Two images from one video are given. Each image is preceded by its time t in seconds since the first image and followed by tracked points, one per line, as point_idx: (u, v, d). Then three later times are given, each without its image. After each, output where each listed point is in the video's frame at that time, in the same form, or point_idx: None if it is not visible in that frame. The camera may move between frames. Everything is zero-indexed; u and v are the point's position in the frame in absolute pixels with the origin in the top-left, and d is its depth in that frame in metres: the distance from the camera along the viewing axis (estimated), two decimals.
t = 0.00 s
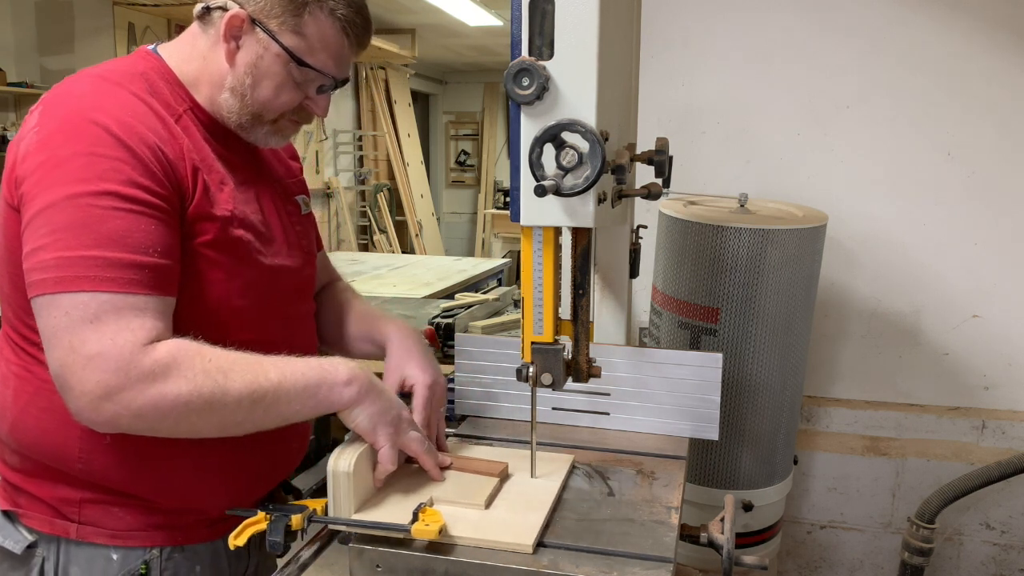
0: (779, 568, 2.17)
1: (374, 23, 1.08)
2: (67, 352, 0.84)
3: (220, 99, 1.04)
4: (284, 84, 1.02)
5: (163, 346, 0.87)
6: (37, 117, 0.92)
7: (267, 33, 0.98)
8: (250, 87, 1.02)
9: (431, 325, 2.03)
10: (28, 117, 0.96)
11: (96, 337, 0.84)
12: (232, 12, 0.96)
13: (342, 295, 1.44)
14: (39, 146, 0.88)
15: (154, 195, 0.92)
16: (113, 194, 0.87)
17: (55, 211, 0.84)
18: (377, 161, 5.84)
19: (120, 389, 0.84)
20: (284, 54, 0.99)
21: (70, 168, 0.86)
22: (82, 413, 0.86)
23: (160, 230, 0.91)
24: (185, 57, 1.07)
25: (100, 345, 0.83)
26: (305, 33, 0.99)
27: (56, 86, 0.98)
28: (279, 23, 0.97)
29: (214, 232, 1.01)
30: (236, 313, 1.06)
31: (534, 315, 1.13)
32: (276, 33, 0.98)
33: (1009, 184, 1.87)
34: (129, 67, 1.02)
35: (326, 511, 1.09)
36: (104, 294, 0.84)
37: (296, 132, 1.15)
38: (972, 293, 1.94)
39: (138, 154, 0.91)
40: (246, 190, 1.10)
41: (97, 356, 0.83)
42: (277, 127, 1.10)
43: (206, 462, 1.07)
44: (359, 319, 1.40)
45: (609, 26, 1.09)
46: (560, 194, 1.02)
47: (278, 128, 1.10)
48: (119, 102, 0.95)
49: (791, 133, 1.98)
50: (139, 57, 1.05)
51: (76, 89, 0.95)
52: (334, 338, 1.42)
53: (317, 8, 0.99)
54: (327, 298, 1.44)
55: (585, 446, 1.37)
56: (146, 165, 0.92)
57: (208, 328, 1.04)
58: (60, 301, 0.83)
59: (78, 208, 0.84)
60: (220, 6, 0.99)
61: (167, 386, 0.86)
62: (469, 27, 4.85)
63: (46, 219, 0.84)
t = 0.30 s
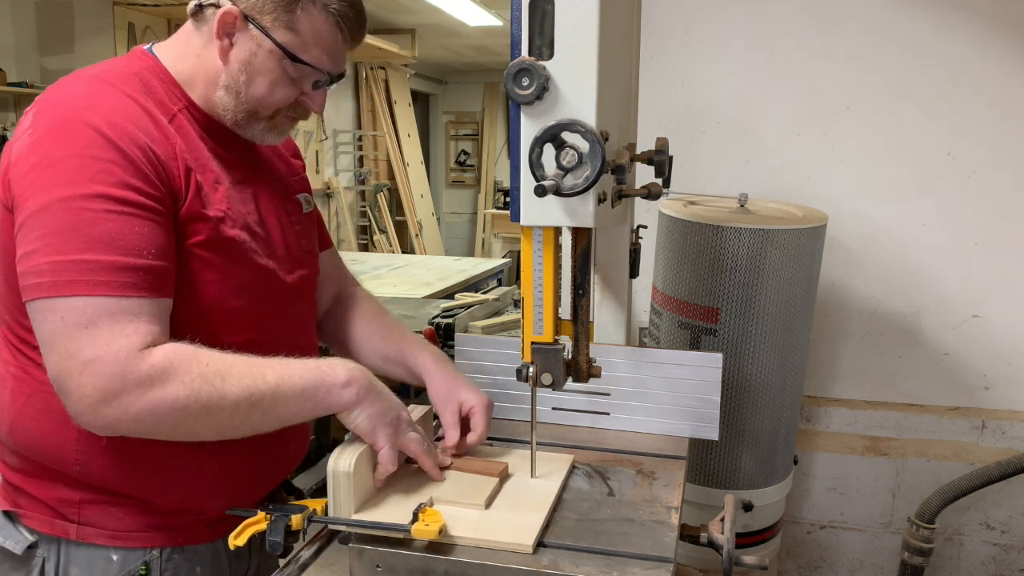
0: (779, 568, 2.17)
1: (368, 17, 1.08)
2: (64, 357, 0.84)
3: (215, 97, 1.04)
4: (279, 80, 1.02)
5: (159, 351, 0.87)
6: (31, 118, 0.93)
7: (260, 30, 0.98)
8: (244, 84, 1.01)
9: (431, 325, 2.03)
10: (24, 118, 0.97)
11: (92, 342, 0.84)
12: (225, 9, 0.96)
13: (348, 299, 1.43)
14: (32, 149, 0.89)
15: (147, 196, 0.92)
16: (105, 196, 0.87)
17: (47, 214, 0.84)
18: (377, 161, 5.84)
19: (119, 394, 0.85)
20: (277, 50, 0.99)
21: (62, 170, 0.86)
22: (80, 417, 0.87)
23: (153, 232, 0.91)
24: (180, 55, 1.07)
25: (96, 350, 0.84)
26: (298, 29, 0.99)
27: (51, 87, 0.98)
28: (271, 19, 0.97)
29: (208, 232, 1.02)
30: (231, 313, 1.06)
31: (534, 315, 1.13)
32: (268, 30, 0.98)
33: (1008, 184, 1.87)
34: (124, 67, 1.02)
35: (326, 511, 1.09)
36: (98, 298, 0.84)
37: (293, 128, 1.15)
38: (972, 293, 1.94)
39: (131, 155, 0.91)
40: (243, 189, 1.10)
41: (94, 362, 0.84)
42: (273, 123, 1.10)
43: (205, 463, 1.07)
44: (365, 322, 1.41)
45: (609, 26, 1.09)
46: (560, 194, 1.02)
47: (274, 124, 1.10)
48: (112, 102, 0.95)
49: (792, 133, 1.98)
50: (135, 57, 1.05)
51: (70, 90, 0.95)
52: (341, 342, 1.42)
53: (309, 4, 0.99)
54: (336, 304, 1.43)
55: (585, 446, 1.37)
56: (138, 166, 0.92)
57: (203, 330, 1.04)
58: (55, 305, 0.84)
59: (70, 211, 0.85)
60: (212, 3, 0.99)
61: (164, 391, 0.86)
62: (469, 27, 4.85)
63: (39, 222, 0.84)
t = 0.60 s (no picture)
0: (779, 568, 2.17)
1: (367, 17, 1.08)
2: (63, 359, 0.84)
3: (214, 97, 1.05)
4: (278, 80, 1.02)
5: (158, 353, 0.87)
6: (31, 118, 0.93)
7: (258, 30, 0.97)
8: (243, 84, 1.02)
9: (431, 325, 2.03)
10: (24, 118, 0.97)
11: (90, 344, 0.84)
12: (223, 9, 0.96)
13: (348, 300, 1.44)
14: (30, 149, 0.89)
15: (145, 197, 0.92)
16: (103, 197, 0.87)
17: (45, 215, 0.84)
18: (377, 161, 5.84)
19: (117, 396, 0.85)
20: (275, 50, 0.99)
21: (60, 171, 0.86)
22: (80, 419, 0.87)
23: (152, 233, 0.91)
24: (181, 55, 1.07)
25: (94, 352, 0.84)
26: (297, 29, 0.98)
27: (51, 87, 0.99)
28: (269, 19, 0.97)
29: (205, 233, 1.02)
30: (230, 315, 1.07)
31: (534, 315, 1.13)
32: (267, 30, 0.98)
33: (1009, 184, 1.87)
34: (124, 68, 1.02)
35: (326, 511, 1.09)
36: (96, 299, 0.84)
37: (294, 128, 1.15)
38: (972, 292, 1.94)
39: (129, 156, 0.91)
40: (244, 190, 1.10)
41: (92, 365, 0.84)
42: (273, 123, 1.10)
43: (204, 465, 1.06)
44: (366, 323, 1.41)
45: (609, 26, 1.09)
46: (560, 194, 1.02)
47: (274, 124, 1.10)
48: (112, 103, 0.95)
49: (791, 133, 1.98)
50: (136, 57, 1.06)
51: (69, 91, 0.95)
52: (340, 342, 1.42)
53: (308, 4, 0.98)
54: (336, 305, 1.43)
55: (585, 446, 1.37)
56: (136, 167, 0.92)
57: (202, 331, 1.04)
58: (54, 307, 0.84)
59: (68, 212, 0.85)
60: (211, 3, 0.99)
61: (164, 393, 0.87)
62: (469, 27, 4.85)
63: (37, 223, 0.84)
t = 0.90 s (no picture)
0: (779, 567, 2.17)
1: (374, 20, 1.08)
2: (71, 360, 0.85)
3: (220, 98, 1.05)
4: (284, 82, 1.02)
5: (162, 355, 0.87)
6: (37, 118, 0.93)
7: (266, 32, 0.97)
8: (249, 85, 1.01)
9: (431, 325, 2.03)
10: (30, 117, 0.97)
11: (96, 346, 0.84)
12: (231, 9, 0.96)
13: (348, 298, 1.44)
14: (37, 149, 0.89)
15: (152, 198, 0.92)
16: (111, 198, 0.87)
17: (53, 216, 0.84)
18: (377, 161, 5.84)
19: (119, 399, 0.85)
20: (283, 52, 0.99)
21: (67, 172, 0.86)
22: (88, 420, 0.88)
23: (159, 234, 0.91)
24: (187, 55, 1.07)
25: (99, 354, 0.84)
26: (304, 31, 0.98)
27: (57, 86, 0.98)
28: (277, 21, 0.97)
29: (212, 234, 1.02)
30: (235, 316, 1.07)
31: (534, 315, 1.13)
32: (274, 31, 0.97)
33: (1008, 185, 1.87)
34: (131, 68, 1.02)
35: (326, 511, 1.09)
36: (104, 301, 0.84)
37: (298, 130, 1.15)
38: (972, 292, 1.94)
39: (136, 157, 0.91)
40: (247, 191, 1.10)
41: (97, 367, 0.84)
42: (278, 126, 1.10)
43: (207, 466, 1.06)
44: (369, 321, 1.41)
45: (609, 25, 1.09)
46: (560, 194, 1.02)
47: (279, 126, 1.10)
48: (119, 103, 0.95)
49: (791, 133, 1.98)
50: (143, 58, 1.06)
51: (75, 91, 0.95)
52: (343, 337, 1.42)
53: (316, 6, 0.98)
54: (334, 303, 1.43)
55: (585, 446, 1.37)
56: (143, 168, 0.92)
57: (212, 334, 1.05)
58: (62, 308, 0.84)
59: (76, 213, 0.84)
60: (219, 4, 0.99)
61: (165, 400, 0.87)
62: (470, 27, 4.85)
63: (44, 224, 0.84)
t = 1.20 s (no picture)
0: (779, 567, 2.17)
1: (373, 20, 1.08)
2: (123, 358, 0.84)
3: (220, 97, 1.05)
4: (283, 81, 1.02)
5: (218, 355, 0.87)
6: (47, 122, 0.92)
7: (265, 30, 0.97)
8: (248, 84, 1.02)
9: (431, 325, 2.03)
10: (33, 123, 0.95)
11: (148, 343, 0.85)
12: (230, 9, 0.96)
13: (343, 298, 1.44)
14: (54, 153, 0.88)
15: (175, 196, 0.92)
16: (141, 196, 0.87)
17: (85, 217, 0.84)
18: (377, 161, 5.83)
19: (178, 394, 0.86)
20: (282, 51, 0.99)
21: (93, 173, 0.86)
22: (144, 416, 0.88)
23: (188, 232, 0.91)
24: (188, 55, 1.07)
25: (154, 351, 0.84)
26: (303, 30, 0.98)
27: (61, 89, 0.97)
28: (276, 19, 0.97)
29: (228, 232, 1.01)
30: (250, 317, 1.08)
31: (534, 315, 1.13)
32: (273, 30, 0.97)
33: (1008, 185, 1.87)
34: (135, 70, 1.01)
35: (326, 511, 1.09)
36: (149, 299, 0.85)
37: (297, 130, 1.15)
38: (973, 293, 1.94)
39: (156, 157, 0.91)
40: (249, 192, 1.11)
41: (152, 363, 0.84)
42: (277, 125, 1.10)
43: (209, 465, 1.07)
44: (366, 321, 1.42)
45: (609, 25, 1.09)
46: (560, 194, 1.02)
47: (278, 126, 1.10)
48: (131, 104, 0.95)
49: (791, 133, 1.98)
50: (143, 59, 1.05)
51: (83, 93, 0.94)
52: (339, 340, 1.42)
53: (315, 5, 0.98)
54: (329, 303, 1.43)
55: (585, 446, 1.37)
56: (164, 167, 0.92)
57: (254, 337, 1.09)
58: (107, 308, 0.84)
59: (109, 213, 0.84)
60: (219, 4, 0.99)
61: (223, 399, 0.87)
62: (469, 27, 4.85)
63: (77, 226, 0.83)
